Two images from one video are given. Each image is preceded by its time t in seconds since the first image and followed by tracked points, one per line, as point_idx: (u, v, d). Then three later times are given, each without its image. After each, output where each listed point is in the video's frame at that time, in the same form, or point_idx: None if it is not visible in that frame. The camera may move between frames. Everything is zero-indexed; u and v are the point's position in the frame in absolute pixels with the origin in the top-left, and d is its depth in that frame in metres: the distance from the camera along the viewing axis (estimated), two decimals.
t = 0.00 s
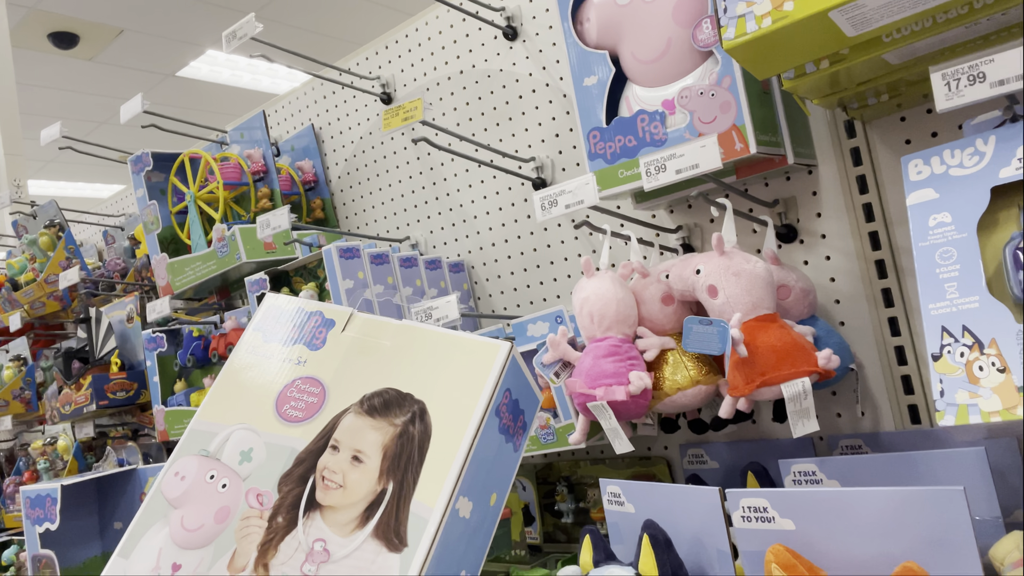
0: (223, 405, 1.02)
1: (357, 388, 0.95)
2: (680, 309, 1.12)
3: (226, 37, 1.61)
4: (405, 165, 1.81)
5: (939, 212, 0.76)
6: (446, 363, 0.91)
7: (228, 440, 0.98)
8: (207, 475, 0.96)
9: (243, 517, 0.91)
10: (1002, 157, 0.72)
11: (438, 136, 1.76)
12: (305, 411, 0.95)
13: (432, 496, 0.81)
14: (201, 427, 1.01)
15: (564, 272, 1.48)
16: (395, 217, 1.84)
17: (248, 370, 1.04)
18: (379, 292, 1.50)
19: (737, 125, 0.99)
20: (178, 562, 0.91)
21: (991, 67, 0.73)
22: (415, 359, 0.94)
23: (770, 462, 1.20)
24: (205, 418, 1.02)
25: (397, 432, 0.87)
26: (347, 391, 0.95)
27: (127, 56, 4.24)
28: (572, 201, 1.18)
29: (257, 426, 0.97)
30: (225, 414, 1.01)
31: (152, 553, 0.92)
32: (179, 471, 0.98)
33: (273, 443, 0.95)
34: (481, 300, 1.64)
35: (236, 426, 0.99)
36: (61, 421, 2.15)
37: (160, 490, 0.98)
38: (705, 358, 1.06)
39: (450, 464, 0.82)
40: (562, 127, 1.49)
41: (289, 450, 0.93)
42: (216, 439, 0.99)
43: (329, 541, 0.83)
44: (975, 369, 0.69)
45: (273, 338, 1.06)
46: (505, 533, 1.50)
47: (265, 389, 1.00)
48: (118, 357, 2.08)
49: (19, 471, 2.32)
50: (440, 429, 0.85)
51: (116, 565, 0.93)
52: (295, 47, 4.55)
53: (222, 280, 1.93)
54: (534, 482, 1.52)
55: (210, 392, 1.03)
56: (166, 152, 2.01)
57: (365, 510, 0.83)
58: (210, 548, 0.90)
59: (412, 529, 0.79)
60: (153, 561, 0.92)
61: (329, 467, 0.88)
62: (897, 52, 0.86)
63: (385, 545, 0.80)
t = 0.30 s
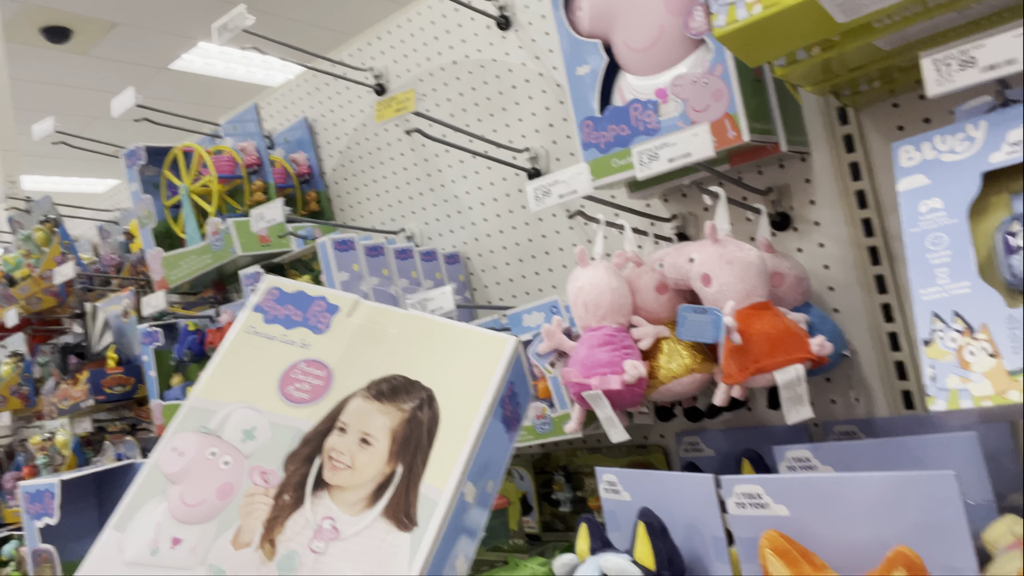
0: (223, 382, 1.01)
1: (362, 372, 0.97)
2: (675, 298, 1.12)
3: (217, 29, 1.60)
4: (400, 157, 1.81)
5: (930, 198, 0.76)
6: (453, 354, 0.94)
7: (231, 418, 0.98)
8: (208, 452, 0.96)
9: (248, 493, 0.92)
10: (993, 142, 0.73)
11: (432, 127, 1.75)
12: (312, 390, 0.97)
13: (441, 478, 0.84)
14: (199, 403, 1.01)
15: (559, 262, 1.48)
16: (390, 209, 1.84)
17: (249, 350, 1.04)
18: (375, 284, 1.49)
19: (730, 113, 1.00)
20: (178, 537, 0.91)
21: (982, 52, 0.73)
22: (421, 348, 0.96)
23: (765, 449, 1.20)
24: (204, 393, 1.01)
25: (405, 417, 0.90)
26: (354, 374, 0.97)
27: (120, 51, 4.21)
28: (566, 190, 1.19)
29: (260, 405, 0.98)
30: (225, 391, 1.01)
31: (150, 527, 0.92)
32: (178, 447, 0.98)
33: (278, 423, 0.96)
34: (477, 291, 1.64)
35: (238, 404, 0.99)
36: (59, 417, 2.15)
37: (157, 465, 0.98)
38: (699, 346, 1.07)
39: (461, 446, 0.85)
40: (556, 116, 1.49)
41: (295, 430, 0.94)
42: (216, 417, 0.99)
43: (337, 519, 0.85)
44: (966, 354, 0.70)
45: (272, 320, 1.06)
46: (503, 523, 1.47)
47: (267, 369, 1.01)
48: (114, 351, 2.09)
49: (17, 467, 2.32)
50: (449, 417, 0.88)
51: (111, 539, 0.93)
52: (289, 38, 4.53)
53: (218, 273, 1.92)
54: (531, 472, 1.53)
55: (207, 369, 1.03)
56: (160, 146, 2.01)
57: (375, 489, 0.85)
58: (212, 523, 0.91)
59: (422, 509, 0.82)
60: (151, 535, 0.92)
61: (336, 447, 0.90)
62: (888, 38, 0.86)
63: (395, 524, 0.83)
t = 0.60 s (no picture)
0: (217, 340, 0.95)
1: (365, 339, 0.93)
2: (682, 282, 1.11)
3: (222, 21, 1.59)
4: (406, 147, 1.80)
5: (939, 174, 0.75)
6: (448, 323, 0.93)
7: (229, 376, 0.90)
8: (209, 411, 0.87)
9: (255, 451, 0.84)
10: (1003, 115, 0.71)
11: (438, 116, 1.74)
12: (316, 353, 0.92)
13: (453, 434, 0.83)
14: (194, 362, 0.93)
15: (566, 249, 1.47)
16: (397, 199, 1.84)
17: (244, 314, 0.98)
18: (381, 273, 1.50)
19: (736, 93, 0.98)
20: (182, 494, 0.81)
21: (991, 23, 0.71)
22: (419, 318, 0.95)
23: (775, 434, 1.19)
24: (199, 352, 0.94)
25: (413, 379, 0.87)
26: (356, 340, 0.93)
27: (131, 48, 4.23)
28: (570, 174, 1.17)
29: (260, 364, 0.92)
30: (221, 351, 0.94)
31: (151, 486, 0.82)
32: (173, 406, 0.89)
33: (282, 383, 0.89)
34: (485, 280, 1.64)
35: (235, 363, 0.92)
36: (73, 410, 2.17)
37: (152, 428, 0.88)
38: (707, 331, 1.05)
39: (469, 405, 0.85)
40: (562, 102, 1.47)
41: (300, 391, 0.88)
42: (213, 375, 0.91)
43: (354, 473, 0.80)
44: (976, 332, 0.68)
45: (266, 286, 1.01)
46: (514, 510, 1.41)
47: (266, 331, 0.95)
48: (126, 345, 2.09)
49: (34, 460, 2.35)
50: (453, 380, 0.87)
51: (107, 497, 0.82)
52: (298, 33, 4.55)
53: (227, 266, 1.93)
54: (541, 460, 1.52)
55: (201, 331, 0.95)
56: (168, 140, 2.01)
57: (389, 445, 0.82)
58: (219, 480, 0.82)
59: (438, 462, 0.81)
60: (151, 493, 0.81)
61: (345, 407, 0.85)
62: (896, 12, 0.84)
63: (413, 477, 0.80)
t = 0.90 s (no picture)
0: (294, 253, 0.78)
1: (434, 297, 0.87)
2: (708, 265, 1.11)
3: (245, 12, 1.61)
4: (427, 135, 1.81)
5: (972, 151, 0.74)
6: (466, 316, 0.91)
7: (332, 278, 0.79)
8: (299, 308, 0.75)
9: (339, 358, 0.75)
10: None
11: (458, 103, 1.75)
12: (390, 299, 0.83)
13: (485, 398, 0.88)
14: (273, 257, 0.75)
15: (589, 235, 1.48)
16: (418, 188, 1.85)
17: (316, 232, 0.80)
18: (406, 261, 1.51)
19: (762, 74, 0.98)
20: (282, 374, 0.70)
21: None
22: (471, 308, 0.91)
23: (802, 416, 1.19)
24: (281, 248, 0.76)
25: (453, 346, 0.86)
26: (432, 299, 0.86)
27: (147, 42, 4.26)
28: (596, 158, 1.16)
29: (341, 283, 0.79)
30: (304, 255, 0.78)
31: (247, 363, 0.68)
32: (268, 291, 0.74)
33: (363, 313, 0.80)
34: (508, 266, 1.65)
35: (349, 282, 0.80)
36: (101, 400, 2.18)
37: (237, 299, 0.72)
38: (734, 312, 1.06)
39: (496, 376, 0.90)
40: (583, 88, 1.48)
41: (372, 321, 0.80)
42: (301, 276, 0.76)
43: (418, 403, 0.80)
44: (1011, 308, 0.69)
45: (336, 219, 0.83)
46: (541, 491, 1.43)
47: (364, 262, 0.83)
48: (153, 335, 2.10)
49: (64, 450, 2.39)
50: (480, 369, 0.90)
51: (208, 351, 0.67)
52: (311, 24, 4.55)
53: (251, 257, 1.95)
54: (565, 444, 1.53)
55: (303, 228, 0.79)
56: (191, 132, 2.03)
57: (442, 392, 0.83)
58: (315, 373, 0.73)
59: (475, 420, 0.86)
60: (251, 363, 0.69)
61: (407, 348, 0.81)
62: None
63: (461, 425, 0.84)
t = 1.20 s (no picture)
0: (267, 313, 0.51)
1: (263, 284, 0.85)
2: (767, 243, 1.09)
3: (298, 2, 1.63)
4: (476, 119, 1.82)
5: None
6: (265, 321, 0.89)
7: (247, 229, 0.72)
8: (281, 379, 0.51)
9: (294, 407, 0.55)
10: None
11: (508, 86, 1.75)
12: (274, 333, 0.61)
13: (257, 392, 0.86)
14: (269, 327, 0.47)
15: (641, 215, 1.47)
16: (468, 172, 1.86)
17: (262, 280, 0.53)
18: (459, 245, 1.52)
19: (823, 45, 0.95)
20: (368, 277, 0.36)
21: None
22: (189, 279, 0.98)
23: (864, 395, 1.17)
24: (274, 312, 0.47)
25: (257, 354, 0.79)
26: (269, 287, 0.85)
27: (198, 37, 4.36)
28: (651, 136, 1.15)
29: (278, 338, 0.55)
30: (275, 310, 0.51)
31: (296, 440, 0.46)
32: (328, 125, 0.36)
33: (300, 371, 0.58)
34: (559, 249, 1.65)
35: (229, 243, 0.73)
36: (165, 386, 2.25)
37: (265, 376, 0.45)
38: (793, 290, 1.04)
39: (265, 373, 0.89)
40: (634, 66, 1.46)
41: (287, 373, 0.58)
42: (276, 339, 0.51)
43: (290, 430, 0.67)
44: None
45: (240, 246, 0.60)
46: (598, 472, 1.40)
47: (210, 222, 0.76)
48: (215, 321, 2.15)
49: (132, 433, 2.49)
50: (235, 380, 0.88)
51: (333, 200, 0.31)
52: (356, 14, 4.59)
53: (306, 243, 1.99)
54: (619, 426, 1.53)
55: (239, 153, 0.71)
56: (247, 122, 2.08)
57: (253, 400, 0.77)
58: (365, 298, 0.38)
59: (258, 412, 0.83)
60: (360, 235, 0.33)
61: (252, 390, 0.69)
62: None
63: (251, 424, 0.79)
